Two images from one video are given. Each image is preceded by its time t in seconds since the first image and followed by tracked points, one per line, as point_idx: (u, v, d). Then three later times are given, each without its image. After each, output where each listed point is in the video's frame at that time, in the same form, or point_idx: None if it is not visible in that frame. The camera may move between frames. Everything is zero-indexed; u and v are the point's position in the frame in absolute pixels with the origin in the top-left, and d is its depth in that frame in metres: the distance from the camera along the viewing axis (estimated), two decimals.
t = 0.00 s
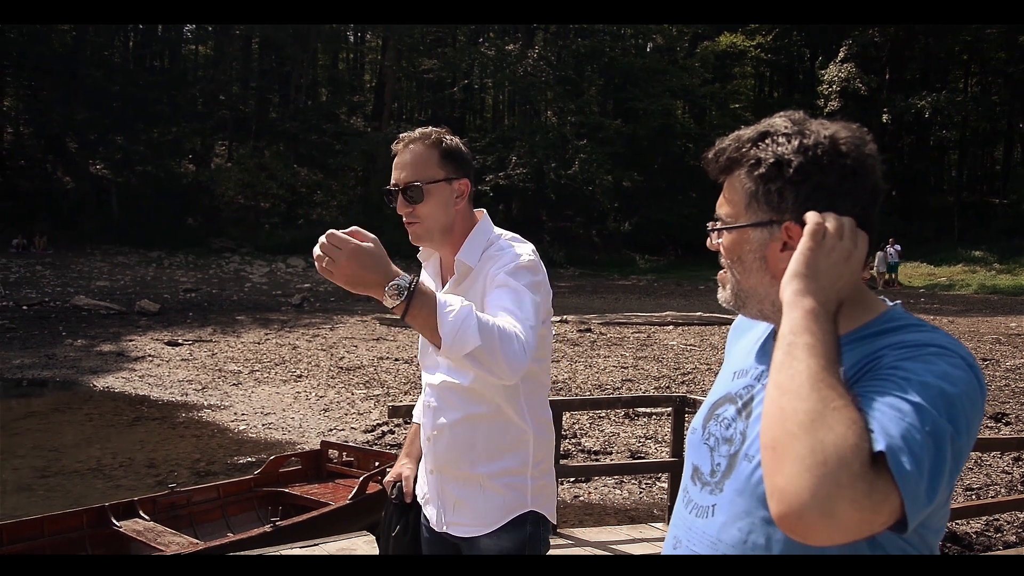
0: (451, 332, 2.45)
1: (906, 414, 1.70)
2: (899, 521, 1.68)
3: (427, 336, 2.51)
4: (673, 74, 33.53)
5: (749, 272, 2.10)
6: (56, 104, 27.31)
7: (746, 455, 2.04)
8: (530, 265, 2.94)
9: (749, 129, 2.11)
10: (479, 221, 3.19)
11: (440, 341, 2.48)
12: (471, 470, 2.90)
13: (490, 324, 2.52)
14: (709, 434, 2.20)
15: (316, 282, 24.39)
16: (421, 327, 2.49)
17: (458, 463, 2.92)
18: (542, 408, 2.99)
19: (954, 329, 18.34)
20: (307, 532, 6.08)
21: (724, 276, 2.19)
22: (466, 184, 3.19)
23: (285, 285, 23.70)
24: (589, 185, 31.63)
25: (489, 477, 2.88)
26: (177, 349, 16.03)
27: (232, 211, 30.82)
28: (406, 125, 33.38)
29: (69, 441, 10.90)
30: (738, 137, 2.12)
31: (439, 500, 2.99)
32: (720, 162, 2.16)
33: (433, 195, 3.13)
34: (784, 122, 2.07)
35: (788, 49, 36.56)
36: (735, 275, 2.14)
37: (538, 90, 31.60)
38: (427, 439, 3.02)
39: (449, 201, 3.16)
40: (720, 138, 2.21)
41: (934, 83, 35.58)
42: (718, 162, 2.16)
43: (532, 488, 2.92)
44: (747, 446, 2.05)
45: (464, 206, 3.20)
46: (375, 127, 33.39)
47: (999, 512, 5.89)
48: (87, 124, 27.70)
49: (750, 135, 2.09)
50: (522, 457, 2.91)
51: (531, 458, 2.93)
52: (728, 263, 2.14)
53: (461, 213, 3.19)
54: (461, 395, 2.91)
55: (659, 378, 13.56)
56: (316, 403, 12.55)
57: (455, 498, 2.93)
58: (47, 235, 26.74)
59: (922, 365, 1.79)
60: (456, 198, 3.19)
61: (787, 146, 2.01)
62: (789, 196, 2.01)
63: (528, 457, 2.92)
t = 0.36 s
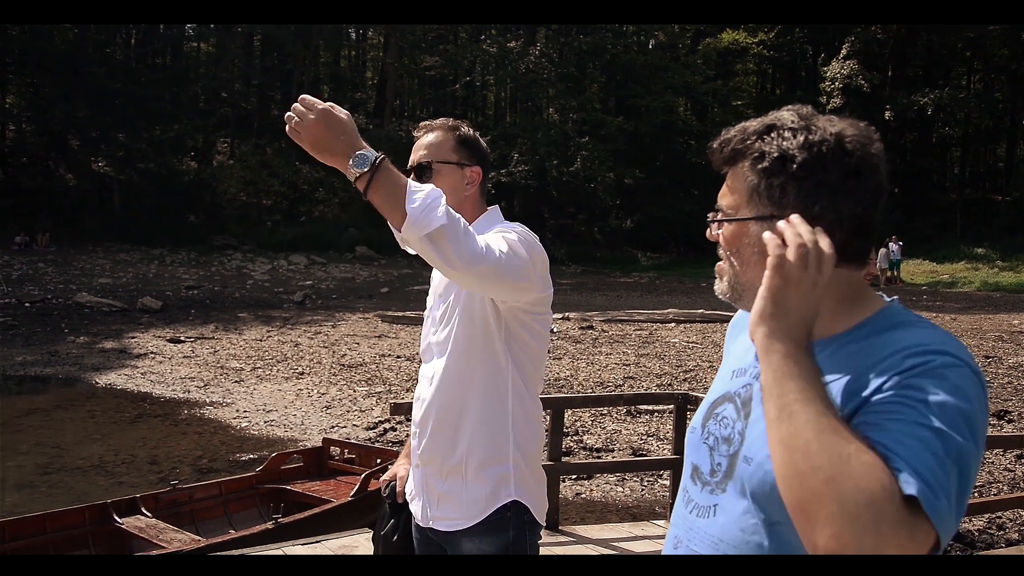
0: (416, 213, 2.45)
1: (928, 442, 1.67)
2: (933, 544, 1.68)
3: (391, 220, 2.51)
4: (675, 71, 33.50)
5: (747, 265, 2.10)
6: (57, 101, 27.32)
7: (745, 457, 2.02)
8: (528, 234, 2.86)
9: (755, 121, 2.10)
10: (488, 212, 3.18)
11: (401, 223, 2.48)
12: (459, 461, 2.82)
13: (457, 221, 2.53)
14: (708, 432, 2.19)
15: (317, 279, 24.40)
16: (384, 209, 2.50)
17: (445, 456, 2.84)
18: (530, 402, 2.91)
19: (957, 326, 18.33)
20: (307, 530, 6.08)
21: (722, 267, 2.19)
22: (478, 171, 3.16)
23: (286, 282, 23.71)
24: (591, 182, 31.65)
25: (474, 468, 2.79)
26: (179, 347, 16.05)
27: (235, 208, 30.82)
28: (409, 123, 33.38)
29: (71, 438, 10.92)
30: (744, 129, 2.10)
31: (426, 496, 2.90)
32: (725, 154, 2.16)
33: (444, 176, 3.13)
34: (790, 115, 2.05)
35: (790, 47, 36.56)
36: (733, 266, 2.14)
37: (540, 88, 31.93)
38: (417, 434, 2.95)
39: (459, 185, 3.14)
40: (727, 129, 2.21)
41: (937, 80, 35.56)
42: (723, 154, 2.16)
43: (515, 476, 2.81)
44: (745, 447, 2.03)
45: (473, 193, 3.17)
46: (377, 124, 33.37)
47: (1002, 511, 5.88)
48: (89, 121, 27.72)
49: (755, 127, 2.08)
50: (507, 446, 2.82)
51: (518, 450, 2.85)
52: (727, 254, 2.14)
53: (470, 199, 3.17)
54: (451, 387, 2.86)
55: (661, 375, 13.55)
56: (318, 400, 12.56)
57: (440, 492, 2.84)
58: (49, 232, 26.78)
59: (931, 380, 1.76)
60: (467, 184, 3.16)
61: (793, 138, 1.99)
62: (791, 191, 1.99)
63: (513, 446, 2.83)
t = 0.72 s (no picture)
0: (415, 120, 2.44)
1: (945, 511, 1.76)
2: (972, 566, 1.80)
3: (383, 125, 2.46)
4: (676, 69, 33.48)
5: (752, 261, 2.09)
6: (60, 103, 27.36)
7: (742, 460, 2.02)
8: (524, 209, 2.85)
9: (757, 118, 2.13)
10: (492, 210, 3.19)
11: (396, 129, 2.44)
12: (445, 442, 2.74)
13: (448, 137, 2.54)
14: (704, 434, 2.21)
15: (320, 279, 24.39)
16: (376, 115, 2.46)
17: (432, 441, 2.75)
18: (521, 391, 2.84)
19: (960, 322, 18.31)
20: (310, 530, 6.08)
21: (715, 264, 2.19)
22: (489, 169, 3.14)
23: (289, 283, 23.70)
24: (592, 181, 31.68)
25: (461, 447, 2.72)
26: (182, 347, 16.06)
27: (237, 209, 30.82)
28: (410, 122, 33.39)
29: (75, 439, 10.94)
30: (747, 124, 2.12)
31: (412, 481, 2.81)
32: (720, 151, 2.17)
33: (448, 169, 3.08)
34: (797, 112, 2.09)
35: (791, 44, 36.57)
36: (731, 263, 2.13)
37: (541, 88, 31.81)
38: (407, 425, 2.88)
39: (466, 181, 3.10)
40: (724, 124, 2.23)
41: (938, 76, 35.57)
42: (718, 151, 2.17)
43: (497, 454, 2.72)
44: (741, 450, 2.04)
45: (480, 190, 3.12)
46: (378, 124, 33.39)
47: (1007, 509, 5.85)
48: (91, 123, 27.77)
49: (759, 123, 2.10)
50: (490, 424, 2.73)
51: (506, 434, 2.77)
52: (727, 250, 2.13)
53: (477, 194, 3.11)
54: (440, 372, 2.78)
55: (664, 374, 13.53)
56: (320, 400, 12.56)
57: (426, 475, 2.77)
58: (51, 233, 26.79)
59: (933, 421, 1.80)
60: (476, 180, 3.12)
61: (801, 131, 2.02)
62: (801, 184, 2.01)
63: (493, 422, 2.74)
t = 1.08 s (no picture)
0: (428, 86, 2.75)
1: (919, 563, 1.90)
2: None
3: (400, 86, 2.73)
4: (675, 83, 33.60)
5: (776, 273, 2.20)
6: (63, 121, 27.52)
7: (744, 478, 2.13)
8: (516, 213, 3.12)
9: (762, 135, 2.30)
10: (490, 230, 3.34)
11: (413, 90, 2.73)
12: (439, 435, 2.89)
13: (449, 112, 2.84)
14: (704, 453, 2.32)
15: (321, 295, 24.39)
16: (387, 74, 2.71)
17: (429, 437, 2.91)
18: (513, 386, 2.99)
19: (962, 334, 18.29)
20: (313, 548, 6.09)
21: (721, 282, 2.30)
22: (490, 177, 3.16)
23: (291, 299, 23.69)
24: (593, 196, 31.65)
25: (453, 434, 2.87)
26: (184, 365, 16.04)
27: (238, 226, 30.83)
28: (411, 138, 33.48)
29: (77, 457, 10.92)
30: (753, 141, 2.27)
31: (406, 475, 2.95)
32: (722, 169, 2.31)
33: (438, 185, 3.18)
34: (795, 132, 2.30)
35: (790, 58, 36.68)
36: (746, 280, 2.24)
37: (541, 103, 31.93)
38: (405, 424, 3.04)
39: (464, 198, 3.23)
40: (718, 144, 2.37)
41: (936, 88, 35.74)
42: (722, 169, 2.31)
43: (490, 443, 2.87)
44: (744, 469, 2.14)
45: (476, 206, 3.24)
46: (379, 140, 33.51)
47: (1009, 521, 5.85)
48: (94, 141, 27.91)
49: (766, 139, 2.27)
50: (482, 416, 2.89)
51: (499, 424, 2.91)
52: (742, 266, 2.24)
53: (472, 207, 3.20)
54: (431, 359, 2.98)
55: (666, 388, 13.49)
56: (322, 417, 12.55)
57: (421, 468, 2.90)
58: (54, 251, 26.78)
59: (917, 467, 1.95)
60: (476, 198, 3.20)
61: (811, 145, 2.23)
62: (823, 197, 2.17)
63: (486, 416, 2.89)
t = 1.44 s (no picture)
0: (437, 102, 2.91)
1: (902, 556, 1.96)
2: None
3: (408, 101, 2.88)
4: (674, 108, 33.82)
5: (776, 300, 2.24)
6: (67, 152, 27.73)
7: (747, 505, 2.16)
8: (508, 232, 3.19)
9: (759, 163, 2.35)
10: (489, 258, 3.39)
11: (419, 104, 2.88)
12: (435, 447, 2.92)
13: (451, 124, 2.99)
14: (704, 480, 2.35)
15: (324, 323, 24.41)
16: (400, 86, 2.87)
17: (433, 458, 2.91)
18: (508, 402, 3.02)
19: (964, 354, 18.25)
20: None
21: (720, 309, 2.33)
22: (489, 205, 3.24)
23: (293, 327, 23.70)
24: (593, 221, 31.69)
25: (449, 446, 2.89)
26: (186, 394, 16.01)
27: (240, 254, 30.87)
28: (412, 165, 33.65)
29: (78, 487, 10.88)
30: (751, 169, 2.31)
31: (404, 492, 2.95)
32: (720, 197, 2.35)
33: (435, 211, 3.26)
34: (793, 161, 2.35)
35: (787, 82, 36.92)
36: (746, 306, 2.27)
37: (541, 129, 32.04)
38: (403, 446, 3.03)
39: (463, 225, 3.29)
40: (717, 170, 2.41)
41: (933, 110, 36.00)
42: (720, 197, 2.35)
43: (485, 456, 2.89)
44: (746, 496, 2.17)
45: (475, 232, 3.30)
46: (380, 168, 33.68)
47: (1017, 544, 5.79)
48: (97, 172, 28.08)
49: (764, 168, 2.31)
50: (477, 428, 2.91)
51: (493, 435, 2.93)
52: (743, 291, 2.27)
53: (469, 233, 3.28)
54: (427, 376, 3.01)
55: (669, 413, 13.46)
56: (324, 445, 12.51)
57: (419, 483, 2.92)
58: (57, 281, 26.83)
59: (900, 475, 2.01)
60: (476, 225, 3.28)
61: (808, 175, 2.28)
62: (822, 225, 2.23)
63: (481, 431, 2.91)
